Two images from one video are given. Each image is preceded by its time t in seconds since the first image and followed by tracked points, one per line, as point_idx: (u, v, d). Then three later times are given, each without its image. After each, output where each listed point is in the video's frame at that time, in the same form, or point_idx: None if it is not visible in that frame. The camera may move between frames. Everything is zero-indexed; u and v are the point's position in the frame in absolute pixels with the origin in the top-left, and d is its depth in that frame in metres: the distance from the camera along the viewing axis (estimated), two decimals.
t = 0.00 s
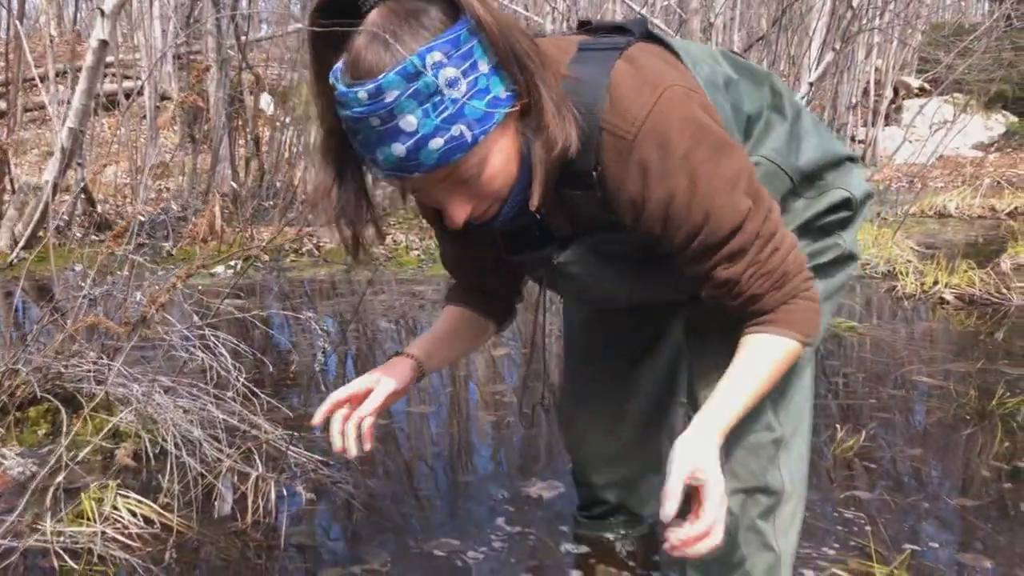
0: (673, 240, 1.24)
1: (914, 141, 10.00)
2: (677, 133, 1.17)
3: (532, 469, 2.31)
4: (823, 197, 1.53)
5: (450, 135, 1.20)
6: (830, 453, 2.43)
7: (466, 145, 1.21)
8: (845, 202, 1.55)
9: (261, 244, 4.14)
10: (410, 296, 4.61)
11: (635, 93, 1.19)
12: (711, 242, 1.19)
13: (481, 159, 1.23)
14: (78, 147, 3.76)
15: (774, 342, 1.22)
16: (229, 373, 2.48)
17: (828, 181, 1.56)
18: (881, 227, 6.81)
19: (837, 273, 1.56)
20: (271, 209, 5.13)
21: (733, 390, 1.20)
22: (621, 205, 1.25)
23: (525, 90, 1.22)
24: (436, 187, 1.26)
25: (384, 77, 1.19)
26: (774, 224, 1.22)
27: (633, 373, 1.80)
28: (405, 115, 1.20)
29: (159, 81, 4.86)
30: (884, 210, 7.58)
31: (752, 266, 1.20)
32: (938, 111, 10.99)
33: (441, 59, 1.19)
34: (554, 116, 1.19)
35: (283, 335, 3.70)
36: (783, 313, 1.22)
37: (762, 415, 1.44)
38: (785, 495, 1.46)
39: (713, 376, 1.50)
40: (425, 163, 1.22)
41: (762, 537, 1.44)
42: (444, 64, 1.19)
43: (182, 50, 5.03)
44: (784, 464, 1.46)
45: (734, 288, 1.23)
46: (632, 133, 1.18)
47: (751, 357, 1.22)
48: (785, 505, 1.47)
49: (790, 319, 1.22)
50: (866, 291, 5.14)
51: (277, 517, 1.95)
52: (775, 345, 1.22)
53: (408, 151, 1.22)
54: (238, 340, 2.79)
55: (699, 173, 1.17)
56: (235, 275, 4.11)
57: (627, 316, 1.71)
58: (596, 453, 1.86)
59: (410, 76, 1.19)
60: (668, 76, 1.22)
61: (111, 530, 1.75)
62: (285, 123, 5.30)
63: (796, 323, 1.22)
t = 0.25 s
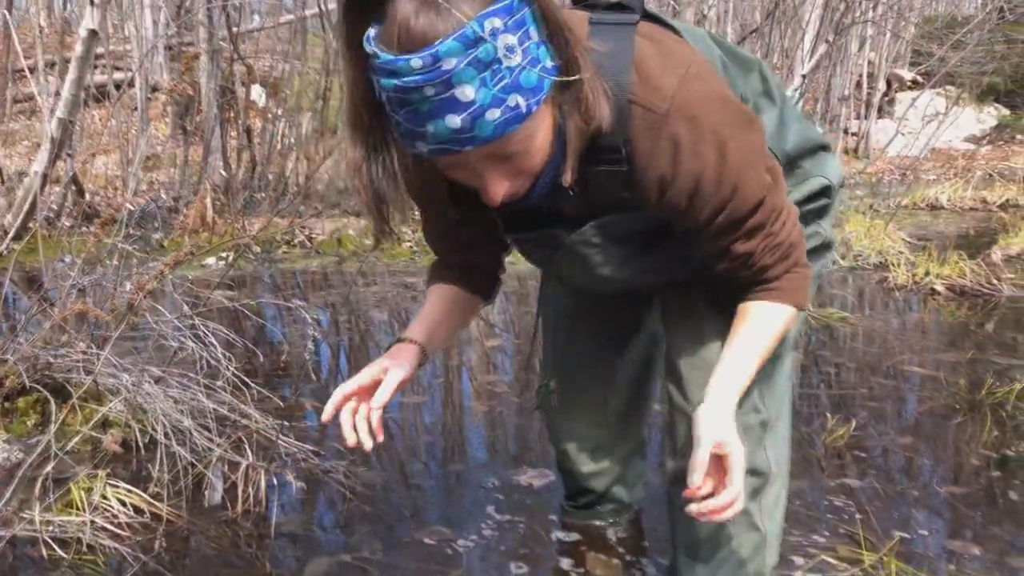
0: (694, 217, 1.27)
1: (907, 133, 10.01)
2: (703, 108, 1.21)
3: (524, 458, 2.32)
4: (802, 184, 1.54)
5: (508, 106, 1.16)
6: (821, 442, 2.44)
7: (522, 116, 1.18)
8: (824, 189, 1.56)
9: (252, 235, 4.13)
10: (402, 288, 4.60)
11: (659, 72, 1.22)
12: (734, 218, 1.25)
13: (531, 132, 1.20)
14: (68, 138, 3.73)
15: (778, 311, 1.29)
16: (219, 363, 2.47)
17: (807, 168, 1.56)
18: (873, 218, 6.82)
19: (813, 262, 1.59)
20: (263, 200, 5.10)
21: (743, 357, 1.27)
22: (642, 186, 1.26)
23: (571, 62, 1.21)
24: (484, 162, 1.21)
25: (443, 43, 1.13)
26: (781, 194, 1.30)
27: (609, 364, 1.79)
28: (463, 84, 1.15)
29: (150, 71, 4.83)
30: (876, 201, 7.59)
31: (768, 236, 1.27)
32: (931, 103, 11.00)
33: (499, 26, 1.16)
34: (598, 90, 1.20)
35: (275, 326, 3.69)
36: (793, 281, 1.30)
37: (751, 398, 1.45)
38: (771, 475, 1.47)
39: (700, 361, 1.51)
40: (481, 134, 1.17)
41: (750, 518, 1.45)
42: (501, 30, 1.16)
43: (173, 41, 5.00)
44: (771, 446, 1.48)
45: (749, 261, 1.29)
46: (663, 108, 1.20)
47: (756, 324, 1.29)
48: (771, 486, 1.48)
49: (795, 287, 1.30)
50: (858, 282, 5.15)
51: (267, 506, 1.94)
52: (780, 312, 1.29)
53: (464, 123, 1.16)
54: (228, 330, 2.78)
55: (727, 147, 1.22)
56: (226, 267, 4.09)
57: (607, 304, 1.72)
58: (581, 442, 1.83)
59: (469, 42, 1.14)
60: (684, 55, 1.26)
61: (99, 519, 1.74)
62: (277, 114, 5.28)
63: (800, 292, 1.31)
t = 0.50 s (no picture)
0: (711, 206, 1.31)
1: (898, 124, 10.02)
2: (729, 99, 1.27)
3: (516, 446, 2.32)
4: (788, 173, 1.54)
5: (549, 128, 1.18)
6: (812, 429, 2.45)
7: (562, 135, 1.20)
8: (809, 178, 1.56)
9: (243, 225, 4.11)
10: (394, 278, 4.59)
11: (687, 62, 1.26)
12: (752, 208, 1.30)
13: (567, 144, 1.23)
14: (57, 127, 3.71)
15: (787, 300, 1.33)
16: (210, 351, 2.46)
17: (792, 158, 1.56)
18: (865, 208, 6.84)
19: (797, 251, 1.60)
20: (254, 190, 5.08)
21: (758, 348, 1.30)
22: (663, 176, 1.30)
23: (608, 67, 1.20)
24: (518, 177, 1.24)
25: (491, 69, 1.09)
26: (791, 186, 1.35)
27: (592, 351, 1.78)
28: (508, 110, 1.14)
29: (140, 61, 4.80)
30: (868, 191, 7.61)
31: (781, 226, 1.32)
32: (923, 94, 11.02)
33: (547, 46, 1.12)
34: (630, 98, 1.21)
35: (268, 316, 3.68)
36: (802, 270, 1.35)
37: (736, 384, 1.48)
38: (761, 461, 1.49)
39: (690, 345, 1.51)
40: (521, 157, 1.18)
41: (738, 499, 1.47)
42: (549, 50, 1.12)
43: (163, 30, 4.97)
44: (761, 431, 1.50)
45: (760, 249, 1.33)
46: (692, 99, 1.25)
47: (763, 315, 1.33)
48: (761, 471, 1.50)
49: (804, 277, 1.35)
50: (849, 272, 5.16)
51: (259, 494, 1.94)
52: (788, 300, 1.34)
53: (506, 148, 1.17)
54: (219, 319, 2.78)
55: (748, 139, 1.28)
56: (217, 257, 4.07)
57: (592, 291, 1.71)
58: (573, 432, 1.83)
59: (517, 67, 1.11)
60: (707, 48, 1.31)
61: (89, 507, 1.74)
62: (269, 104, 5.25)
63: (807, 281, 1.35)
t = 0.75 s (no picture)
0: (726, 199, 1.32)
1: (892, 112, 10.02)
2: (741, 91, 1.27)
3: (510, 430, 2.32)
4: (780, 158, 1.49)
5: (562, 161, 1.17)
6: (804, 413, 2.45)
7: (574, 166, 1.19)
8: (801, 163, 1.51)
9: (234, 212, 4.09)
10: (387, 266, 4.58)
11: (700, 54, 1.26)
12: (766, 201, 1.31)
13: (579, 170, 1.21)
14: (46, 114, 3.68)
15: (800, 288, 1.34)
16: (200, 336, 2.45)
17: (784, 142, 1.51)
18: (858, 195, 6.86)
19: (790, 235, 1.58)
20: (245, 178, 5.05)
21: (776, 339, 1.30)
22: (679, 171, 1.30)
23: (627, 92, 1.18)
24: (526, 201, 1.24)
25: (506, 106, 1.07)
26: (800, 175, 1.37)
27: (584, 335, 1.79)
28: (521, 145, 1.12)
29: (131, 48, 4.77)
30: (861, 178, 7.62)
31: (792, 216, 1.34)
32: (916, 82, 11.01)
33: (564, 84, 1.09)
34: (643, 122, 1.20)
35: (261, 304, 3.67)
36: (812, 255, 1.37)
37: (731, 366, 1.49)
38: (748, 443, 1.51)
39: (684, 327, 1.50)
40: (531, 187, 1.18)
41: (730, 480, 1.49)
42: (567, 87, 1.10)
43: (153, 17, 4.93)
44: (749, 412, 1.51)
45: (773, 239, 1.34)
46: (707, 94, 1.24)
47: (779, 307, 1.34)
48: (748, 453, 1.52)
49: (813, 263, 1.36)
50: (842, 258, 5.17)
51: (251, 478, 1.94)
52: (799, 288, 1.35)
53: (516, 179, 1.16)
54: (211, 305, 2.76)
55: (762, 132, 1.28)
56: (208, 244, 4.05)
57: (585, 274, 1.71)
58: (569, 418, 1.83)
59: (533, 104, 1.08)
60: (719, 40, 1.30)
61: (80, 492, 1.73)
62: (261, 92, 5.23)
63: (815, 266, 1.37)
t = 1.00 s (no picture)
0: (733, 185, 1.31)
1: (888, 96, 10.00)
2: (751, 80, 1.26)
3: (506, 413, 2.32)
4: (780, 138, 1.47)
5: (558, 173, 1.14)
6: (800, 395, 2.45)
7: (570, 178, 1.16)
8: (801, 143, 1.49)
9: (229, 196, 4.07)
10: (383, 250, 4.56)
11: (708, 42, 1.24)
12: (772, 190, 1.31)
13: (577, 180, 1.18)
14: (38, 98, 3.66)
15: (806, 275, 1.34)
16: (195, 319, 2.44)
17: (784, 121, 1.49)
18: (855, 179, 6.86)
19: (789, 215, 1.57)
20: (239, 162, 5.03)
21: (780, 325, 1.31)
22: (686, 160, 1.29)
23: (629, 103, 1.14)
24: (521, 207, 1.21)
25: (502, 121, 1.04)
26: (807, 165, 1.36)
27: (580, 319, 1.78)
28: (517, 159, 1.09)
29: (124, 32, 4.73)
30: (857, 162, 7.62)
31: (798, 204, 1.33)
32: (912, 66, 10.99)
33: (563, 99, 1.05)
34: (645, 133, 1.15)
35: (257, 289, 3.67)
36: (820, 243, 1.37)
37: (731, 345, 1.49)
38: (745, 425, 1.51)
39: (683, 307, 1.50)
40: (526, 198, 1.15)
41: (727, 459, 1.49)
42: (566, 103, 1.06)
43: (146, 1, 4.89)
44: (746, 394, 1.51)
45: (779, 226, 1.33)
46: (717, 83, 1.23)
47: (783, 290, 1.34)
48: (744, 435, 1.52)
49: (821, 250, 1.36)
50: (838, 242, 5.17)
51: (246, 461, 1.93)
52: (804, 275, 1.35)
53: (509, 190, 1.14)
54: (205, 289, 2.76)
55: (769, 119, 1.28)
56: (203, 229, 4.04)
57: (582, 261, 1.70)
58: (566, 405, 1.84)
59: (530, 121, 1.05)
60: (726, 26, 1.28)
61: (75, 475, 1.73)
62: (255, 78, 5.21)
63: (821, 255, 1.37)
